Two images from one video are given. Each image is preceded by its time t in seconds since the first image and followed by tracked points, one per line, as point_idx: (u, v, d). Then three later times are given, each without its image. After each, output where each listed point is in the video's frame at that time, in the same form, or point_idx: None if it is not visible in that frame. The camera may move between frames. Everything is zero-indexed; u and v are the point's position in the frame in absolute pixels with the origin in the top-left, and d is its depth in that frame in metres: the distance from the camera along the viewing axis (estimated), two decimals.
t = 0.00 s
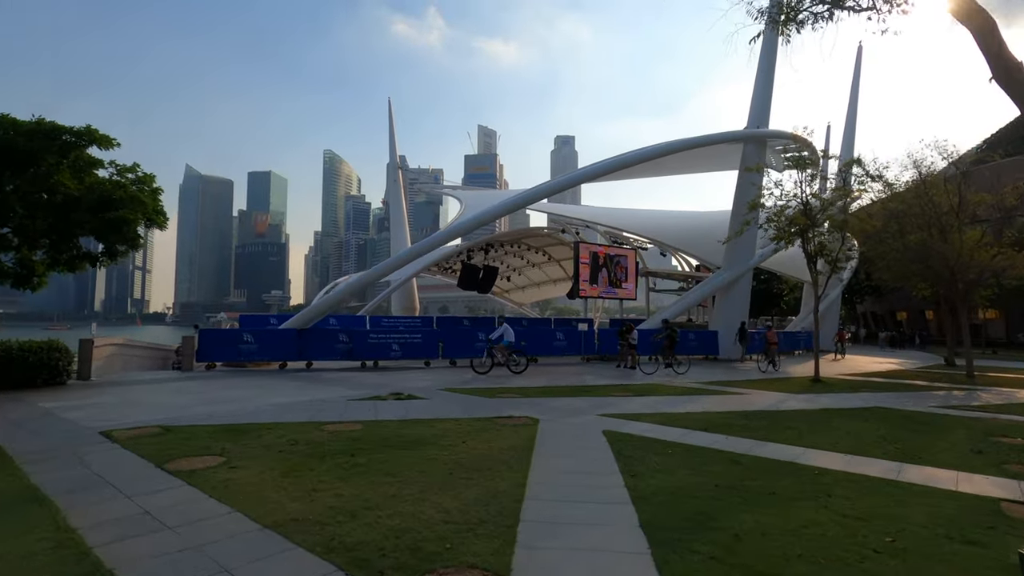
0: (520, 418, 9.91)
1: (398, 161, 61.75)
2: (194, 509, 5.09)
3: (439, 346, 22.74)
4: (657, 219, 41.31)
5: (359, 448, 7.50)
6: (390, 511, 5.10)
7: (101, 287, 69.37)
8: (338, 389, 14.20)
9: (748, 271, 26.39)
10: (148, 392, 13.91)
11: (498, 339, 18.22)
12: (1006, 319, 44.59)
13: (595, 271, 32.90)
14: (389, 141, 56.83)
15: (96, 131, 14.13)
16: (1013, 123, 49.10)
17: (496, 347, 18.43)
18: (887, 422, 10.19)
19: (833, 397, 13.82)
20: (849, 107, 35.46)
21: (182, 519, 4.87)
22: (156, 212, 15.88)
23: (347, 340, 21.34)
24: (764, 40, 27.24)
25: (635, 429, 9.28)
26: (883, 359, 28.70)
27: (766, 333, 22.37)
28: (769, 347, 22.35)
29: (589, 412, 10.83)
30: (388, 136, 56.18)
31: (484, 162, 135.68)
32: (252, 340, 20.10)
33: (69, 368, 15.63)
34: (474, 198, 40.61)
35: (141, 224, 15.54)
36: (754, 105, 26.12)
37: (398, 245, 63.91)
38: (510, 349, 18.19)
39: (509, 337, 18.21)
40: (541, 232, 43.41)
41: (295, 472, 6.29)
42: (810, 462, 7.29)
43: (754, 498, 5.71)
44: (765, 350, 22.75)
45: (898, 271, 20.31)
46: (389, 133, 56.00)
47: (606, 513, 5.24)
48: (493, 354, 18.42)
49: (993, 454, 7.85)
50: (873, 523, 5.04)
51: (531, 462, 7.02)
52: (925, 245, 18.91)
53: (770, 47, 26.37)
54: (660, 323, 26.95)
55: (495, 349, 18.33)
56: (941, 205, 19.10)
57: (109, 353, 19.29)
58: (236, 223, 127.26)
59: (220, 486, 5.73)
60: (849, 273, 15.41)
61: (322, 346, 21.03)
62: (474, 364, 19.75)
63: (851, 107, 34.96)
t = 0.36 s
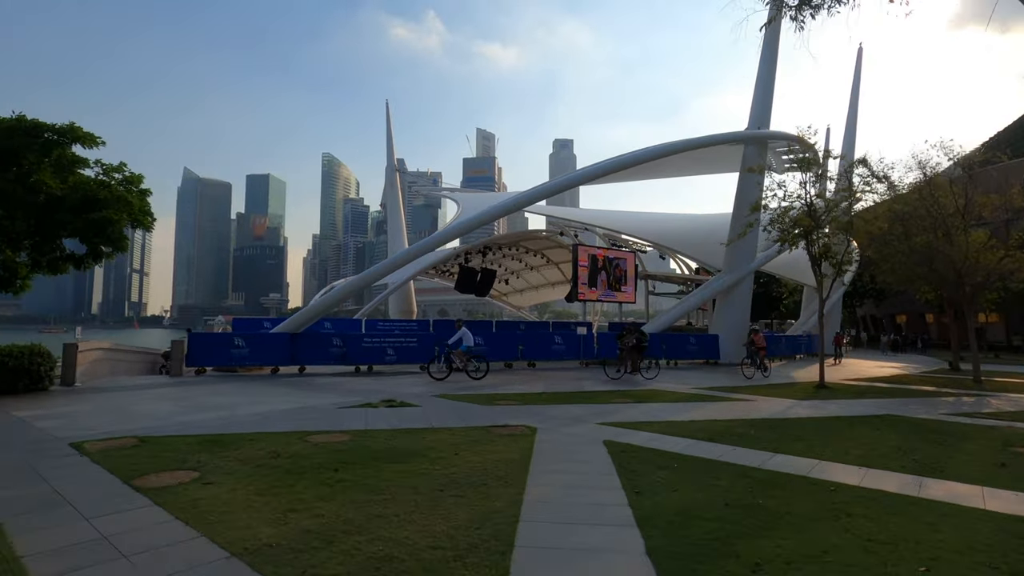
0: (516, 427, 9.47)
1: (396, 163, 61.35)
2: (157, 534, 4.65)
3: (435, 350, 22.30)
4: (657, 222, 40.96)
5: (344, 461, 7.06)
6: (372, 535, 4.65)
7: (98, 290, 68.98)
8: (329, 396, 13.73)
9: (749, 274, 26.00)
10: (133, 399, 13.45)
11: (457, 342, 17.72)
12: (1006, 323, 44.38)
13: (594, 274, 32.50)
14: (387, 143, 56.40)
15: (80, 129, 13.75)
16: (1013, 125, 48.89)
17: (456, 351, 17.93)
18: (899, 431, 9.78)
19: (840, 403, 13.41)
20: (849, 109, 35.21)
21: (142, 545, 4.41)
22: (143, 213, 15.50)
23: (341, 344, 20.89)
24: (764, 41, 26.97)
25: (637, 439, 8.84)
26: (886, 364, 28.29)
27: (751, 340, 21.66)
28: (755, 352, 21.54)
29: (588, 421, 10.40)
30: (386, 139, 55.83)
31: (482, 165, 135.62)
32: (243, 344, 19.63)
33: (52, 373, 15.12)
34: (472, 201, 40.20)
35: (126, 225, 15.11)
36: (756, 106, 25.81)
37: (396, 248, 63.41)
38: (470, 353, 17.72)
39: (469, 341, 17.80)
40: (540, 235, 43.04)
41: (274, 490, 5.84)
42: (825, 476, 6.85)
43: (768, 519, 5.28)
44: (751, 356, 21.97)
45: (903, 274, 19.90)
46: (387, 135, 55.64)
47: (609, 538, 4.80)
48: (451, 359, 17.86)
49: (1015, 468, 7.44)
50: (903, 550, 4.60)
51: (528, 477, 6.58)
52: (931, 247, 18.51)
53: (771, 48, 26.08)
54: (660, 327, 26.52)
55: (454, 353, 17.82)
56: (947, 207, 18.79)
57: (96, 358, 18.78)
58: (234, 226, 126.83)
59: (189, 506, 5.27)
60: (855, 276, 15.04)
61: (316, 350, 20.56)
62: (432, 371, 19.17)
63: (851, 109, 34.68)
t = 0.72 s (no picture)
0: (513, 437, 8.98)
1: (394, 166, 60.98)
2: (111, 561, 4.17)
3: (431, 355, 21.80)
4: (656, 224, 40.58)
5: (328, 475, 6.57)
6: (350, 563, 4.17)
7: (95, 292, 68.54)
8: (320, 402, 13.24)
9: (751, 277, 25.56)
10: (116, 405, 12.96)
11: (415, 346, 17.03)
12: (1007, 326, 44.01)
13: (594, 277, 32.07)
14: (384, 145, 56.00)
15: (63, 125, 13.26)
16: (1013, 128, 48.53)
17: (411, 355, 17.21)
18: (915, 440, 9.30)
19: (849, 410, 12.94)
20: (851, 111, 34.85)
21: None
22: (129, 212, 15.03)
23: (335, 347, 20.39)
24: (765, 41, 26.61)
25: (641, 449, 8.37)
26: (890, 368, 27.86)
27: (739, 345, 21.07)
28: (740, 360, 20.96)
29: (589, 429, 9.91)
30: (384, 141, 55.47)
31: (481, 168, 135.50)
32: (234, 348, 19.14)
33: (33, 379, 14.62)
34: (470, 203, 39.74)
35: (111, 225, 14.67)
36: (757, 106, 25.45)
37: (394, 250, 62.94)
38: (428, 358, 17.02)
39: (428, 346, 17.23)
40: (538, 238, 42.63)
41: (248, 508, 5.34)
42: (844, 492, 6.38)
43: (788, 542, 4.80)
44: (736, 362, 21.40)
45: (909, 275, 19.46)
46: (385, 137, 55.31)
47: (614, 565, 4.32)
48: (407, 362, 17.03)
49: None
50: None
51: (527, 493, 6.11)
52: (940, 248, 18.09)
53: (772, 47, 25.69)
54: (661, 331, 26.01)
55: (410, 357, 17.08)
56: (953, 209, 18.38)
57: (82, 363, 18.28)
58: (232, 229, 126.31)
59: (152, 529, 4.80)
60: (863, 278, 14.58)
61: (309, 354, 20.08)
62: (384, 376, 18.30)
63: (853, 111, 34.31)
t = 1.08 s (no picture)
0: (506, 445, 8.50)
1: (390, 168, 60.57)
2: None
3: (424, 359, 21.30)
4: (654, 225, 40.20)
5: (306, 490, 6.07)
6: None
7: (90, 296, 67.90)
8: (307, 408, 12.76)
9: (751, 278, 25.15)
10: (95, 413, 12.44)
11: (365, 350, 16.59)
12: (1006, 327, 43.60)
13: (590, 279, 31.67)
14: (379, 148, 55.53)
15: (37, 121, 12.74)
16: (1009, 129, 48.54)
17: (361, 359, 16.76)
18: (927, 447, 8.90)
19: (855, 415, 12.51)
20: (849, 111, 34.59)
21: None
22: (108, 212, 14.51)
23: (325, 351, 19.88)
24: (763, 39, 26.27)
25: (641, 458, 7.89)
26: (890, 371, 27.52)
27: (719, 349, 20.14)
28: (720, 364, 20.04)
29: (586, 436, 9.46)
30: (379, 143, 55.03)
31: (478, 172, 135.55)
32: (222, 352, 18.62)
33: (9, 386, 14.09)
34: (465, 205, 39.26)
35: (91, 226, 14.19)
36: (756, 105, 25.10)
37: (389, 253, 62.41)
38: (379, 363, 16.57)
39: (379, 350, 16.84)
40: (535, 240, 42.25)
41: (211, 530, 4.85)
42: (861, 507, 5.93)
43: (806, 566, 4.35)
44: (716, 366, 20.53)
45: (912, 276, 19.09)
46: (379, 140, 54.87)
47: None
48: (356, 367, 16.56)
49: None
50: None
51: (519, 510, 5.63)
52: (944, 248, 17.71)
53: (770, 46, 25.39)
54: (659, 334, 25.53)
55: (359, 362, 16.60)
56: (957, 208, 17.97)
57: (63, 368, 17.70)
58: (227, 232, 125.77)
59: (101, 555, 4.30)
60: (867, 278, 14.17)
61: (298, 359, 19.55)
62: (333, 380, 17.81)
63: (851, 111, 34.03)
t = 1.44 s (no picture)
0: (500, 456, 8.03)
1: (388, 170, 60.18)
2: None
3: (419, 362, 20.81)
4: (653, 227, 39.83)
5: (281, 507, 5.59)
6: None
7: (87, 298, 67.47)
8: (295, 415, 12.27)
9: (752, 281, 24.73)
10: (74, 419, 11.97)
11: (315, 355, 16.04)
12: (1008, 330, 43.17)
13: (589, 281, 31.23)
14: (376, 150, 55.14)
15: (14, 116, 12.31)
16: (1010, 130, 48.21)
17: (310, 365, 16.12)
18: (943, 457, 8.45)
19: (863, 421, 12.07)
20: (849, 112, 34.24)
21: None
22: (90, 210, 14.07)
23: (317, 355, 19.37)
24: (764, 39, 25.95)
25: (644, 470, 7.43)
26: (894, 375, 27.11)
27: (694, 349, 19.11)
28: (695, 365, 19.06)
29: (584, 446, 9.00)
30: (376, 145, 54.65)
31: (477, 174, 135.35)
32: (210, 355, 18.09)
33: None
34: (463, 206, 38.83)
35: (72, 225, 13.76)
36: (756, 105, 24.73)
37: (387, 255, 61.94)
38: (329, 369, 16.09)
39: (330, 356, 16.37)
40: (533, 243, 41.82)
41: (170, 557, 4.37)
42: (882, 526, 5.48)
43: None
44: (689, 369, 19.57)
45: (917, 278, 18.68)
46: (376, 143, 54.50)
47: None
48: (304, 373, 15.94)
49: None
50: None
51: (511, 531, 5.16)
52: (950, 249, 17.30)
53: (771, 45, 25.05)
54: (659, 336, 25.08)
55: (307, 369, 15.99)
56: (963, 209, 17.62)
57: (47, 372, 17.19)
58: (225, 235, 125.26)
59: None
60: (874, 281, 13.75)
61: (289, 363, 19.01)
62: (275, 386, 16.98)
63: (851, 112, 33.70)
